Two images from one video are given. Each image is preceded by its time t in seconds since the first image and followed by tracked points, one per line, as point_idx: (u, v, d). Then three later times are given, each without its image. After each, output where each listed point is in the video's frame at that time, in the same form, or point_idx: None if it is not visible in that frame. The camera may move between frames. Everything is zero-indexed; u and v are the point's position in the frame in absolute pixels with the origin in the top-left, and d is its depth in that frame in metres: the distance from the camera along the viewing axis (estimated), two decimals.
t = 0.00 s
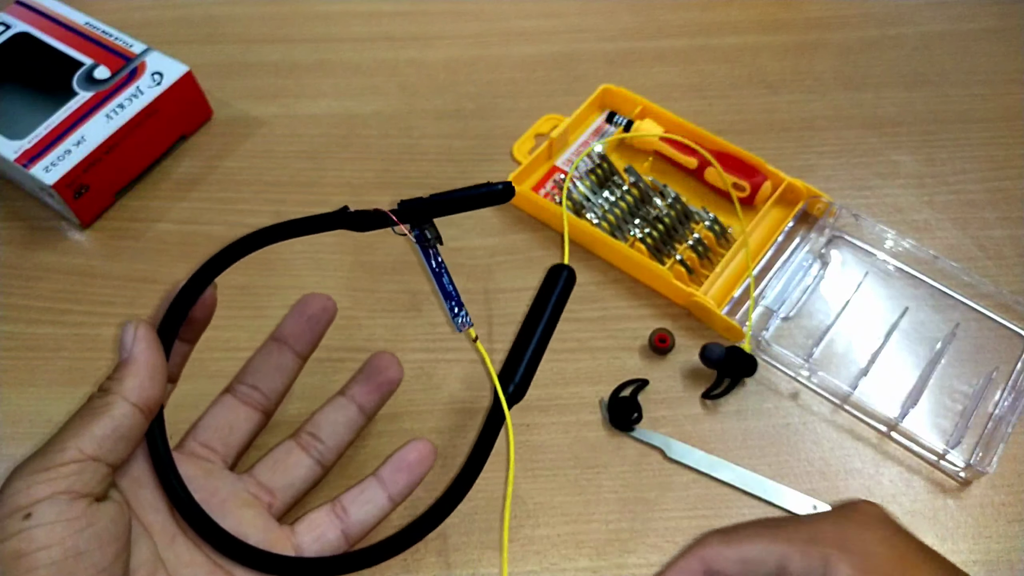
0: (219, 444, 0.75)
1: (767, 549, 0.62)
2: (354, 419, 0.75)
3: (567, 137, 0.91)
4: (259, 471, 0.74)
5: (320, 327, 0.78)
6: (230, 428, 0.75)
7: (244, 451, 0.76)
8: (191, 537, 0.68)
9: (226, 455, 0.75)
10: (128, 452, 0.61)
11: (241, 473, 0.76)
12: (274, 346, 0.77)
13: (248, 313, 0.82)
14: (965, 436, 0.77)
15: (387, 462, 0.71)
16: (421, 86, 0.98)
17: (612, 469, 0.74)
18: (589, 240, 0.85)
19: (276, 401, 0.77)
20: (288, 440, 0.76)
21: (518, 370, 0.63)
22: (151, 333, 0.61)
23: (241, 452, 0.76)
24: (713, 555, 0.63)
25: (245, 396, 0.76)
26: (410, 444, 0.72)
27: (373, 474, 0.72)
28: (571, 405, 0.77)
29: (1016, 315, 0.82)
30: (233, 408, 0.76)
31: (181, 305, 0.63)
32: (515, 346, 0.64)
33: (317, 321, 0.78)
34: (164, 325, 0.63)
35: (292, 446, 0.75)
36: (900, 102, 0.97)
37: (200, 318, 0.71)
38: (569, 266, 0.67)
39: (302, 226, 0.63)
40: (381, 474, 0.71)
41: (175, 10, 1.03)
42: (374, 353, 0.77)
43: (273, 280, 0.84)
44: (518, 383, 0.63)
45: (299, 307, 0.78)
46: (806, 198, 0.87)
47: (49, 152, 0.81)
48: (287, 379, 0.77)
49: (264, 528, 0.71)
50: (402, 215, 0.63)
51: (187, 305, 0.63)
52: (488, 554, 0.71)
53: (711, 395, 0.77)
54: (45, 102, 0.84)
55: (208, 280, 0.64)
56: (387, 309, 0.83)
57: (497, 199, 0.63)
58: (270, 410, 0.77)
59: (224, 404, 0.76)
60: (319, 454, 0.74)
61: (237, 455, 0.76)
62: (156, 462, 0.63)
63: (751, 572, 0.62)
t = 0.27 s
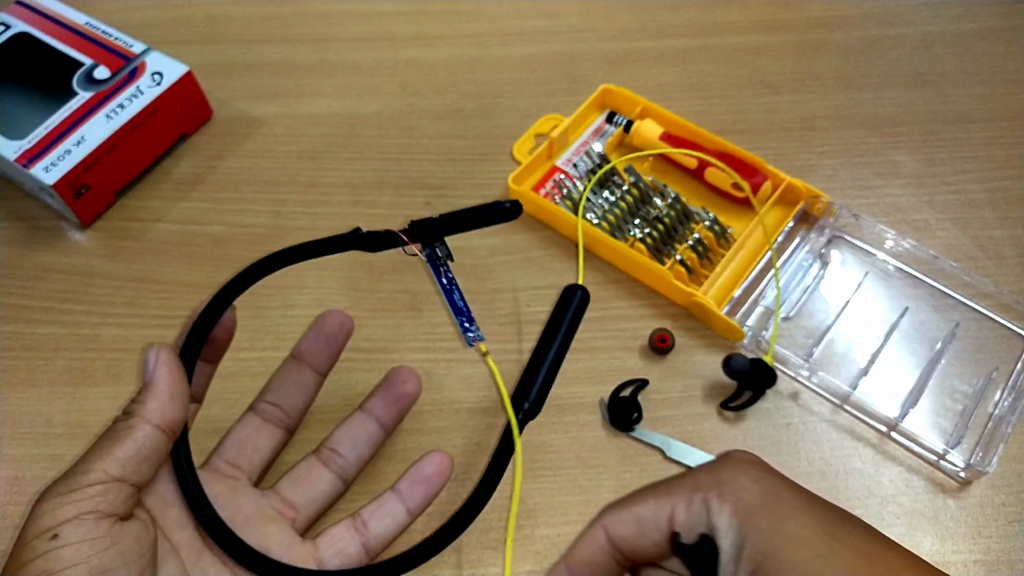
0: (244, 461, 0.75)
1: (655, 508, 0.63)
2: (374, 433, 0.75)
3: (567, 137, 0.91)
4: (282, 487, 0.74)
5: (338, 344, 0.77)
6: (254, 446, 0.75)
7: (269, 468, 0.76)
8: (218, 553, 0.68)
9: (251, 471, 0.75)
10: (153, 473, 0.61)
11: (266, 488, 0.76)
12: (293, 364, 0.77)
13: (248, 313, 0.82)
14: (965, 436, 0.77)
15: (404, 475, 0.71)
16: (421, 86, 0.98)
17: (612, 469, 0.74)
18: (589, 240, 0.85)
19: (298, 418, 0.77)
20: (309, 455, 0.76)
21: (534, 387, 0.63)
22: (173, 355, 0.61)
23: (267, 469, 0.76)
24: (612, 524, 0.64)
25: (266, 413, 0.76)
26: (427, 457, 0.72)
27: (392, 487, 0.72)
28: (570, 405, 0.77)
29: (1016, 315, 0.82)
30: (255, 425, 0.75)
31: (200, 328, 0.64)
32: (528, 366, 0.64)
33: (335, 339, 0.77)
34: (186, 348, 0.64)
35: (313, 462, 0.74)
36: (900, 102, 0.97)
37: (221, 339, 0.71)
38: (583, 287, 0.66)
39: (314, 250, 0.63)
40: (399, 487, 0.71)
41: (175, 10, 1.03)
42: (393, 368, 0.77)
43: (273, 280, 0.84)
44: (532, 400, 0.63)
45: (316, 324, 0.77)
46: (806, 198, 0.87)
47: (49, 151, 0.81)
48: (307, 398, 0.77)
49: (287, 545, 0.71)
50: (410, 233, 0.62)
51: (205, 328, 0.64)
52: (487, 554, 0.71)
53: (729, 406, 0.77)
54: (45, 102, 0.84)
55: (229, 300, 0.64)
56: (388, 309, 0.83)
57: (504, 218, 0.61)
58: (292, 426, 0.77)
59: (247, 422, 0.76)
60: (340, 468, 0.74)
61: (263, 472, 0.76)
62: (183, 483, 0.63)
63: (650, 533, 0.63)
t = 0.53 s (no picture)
0: (243, 463, 0.75)
1: (586, 511, 0.64)
2: (371, 433, 0.75)
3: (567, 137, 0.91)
4: (281, 488, 0.74)
5: (335, 348, 0.78)
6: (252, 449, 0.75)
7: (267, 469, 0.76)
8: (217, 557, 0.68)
9: (250, 474, 0.75)
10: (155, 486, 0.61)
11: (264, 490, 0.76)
12: (290, 368, 0.77)
13: (248, 313, 0.82)
14: (965, 436, 0.77)
15: (404, 483, 0.71)
16: (420, 86, 0.98)
17: (612, 469, 0.74)
18: (589, 240, 0.85)
19: (296, 420, 0.77)
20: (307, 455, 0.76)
21: (524, 390, 0.60)
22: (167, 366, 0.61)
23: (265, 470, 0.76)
24: (544, 531, 0.65)
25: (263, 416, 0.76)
26: (426, 463, 0.72)
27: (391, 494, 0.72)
28: (570, 405, 0.77)
29: (1016, 314, 0.82)
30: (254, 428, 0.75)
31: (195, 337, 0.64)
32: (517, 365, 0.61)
33: (332, 343, 0.77)
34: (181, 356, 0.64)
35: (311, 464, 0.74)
36: (900, 102, 0.97)
37: (216, 346, 0.71)
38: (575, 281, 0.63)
39: (309, 254, 0.62)
40: (399, 495, 0.71)
41: (175, 9, 1.03)
42: (389, 369, 0.77)
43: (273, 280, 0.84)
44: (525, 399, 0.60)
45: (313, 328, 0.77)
46: (806, 198, 0.87)
47: (49, 152, 0.81)
48: (304, 402, 0.77)
49: (289, 547, 0.70)
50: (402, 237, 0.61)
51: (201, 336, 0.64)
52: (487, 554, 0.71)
53: (735, 411, 0.77)
54: (45, 102, 0.84)
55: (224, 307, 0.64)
56: (387, 309, 0.83)
57: (494, 220, 0.59)
58: (290, 429, 0.77)
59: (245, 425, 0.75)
60: (338, 468, 0.74)
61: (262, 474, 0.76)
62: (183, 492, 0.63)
63: (583, 537, 0.64)
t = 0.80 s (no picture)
0: (229, 472, 0.75)
1: (643, 492, 0.64)
2: (354, 429, 0.75)
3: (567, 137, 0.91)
4: (270, 494, 0.74)
5: (316, 348, 0.77)
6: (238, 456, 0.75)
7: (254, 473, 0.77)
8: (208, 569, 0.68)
9: (238, 481, 0.75)
10: (145, 508, 0.60)
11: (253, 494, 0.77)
12: (271, 369, 0.77)
13: (248, 314, 0.82)
14: (965, 436, 0.77)
15: (389, 483, 0.71)
16: (420, 86, 0.97)
17: (612, 469, 0.74)
18: (589, 241, 0.85)
19: (280, 421, 0.77)
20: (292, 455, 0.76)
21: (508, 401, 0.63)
22: (148, 386, 0.59)
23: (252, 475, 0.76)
24: (594, 507, 0.65)
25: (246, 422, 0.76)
26: (410, 462, 0.71)
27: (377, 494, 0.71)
28: (570, 406, 0.77)
29: (1016, 315, 0.82)
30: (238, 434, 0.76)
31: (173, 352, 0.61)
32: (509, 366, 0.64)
33: (313, 343, 0.77)
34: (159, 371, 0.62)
35: (298, 466, 0.75)
36: (900, 102, 0.97)
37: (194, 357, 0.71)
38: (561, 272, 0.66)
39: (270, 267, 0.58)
40: (385, 496, 0.70)
41: (175, 10, 1.03)
42: (367, 364, 0.77)
43: (273, 280, 0.84)
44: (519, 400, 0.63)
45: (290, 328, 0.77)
46: (806, 198, 0.87)
47: (49, 152, 0.81)
48: (287, 402, 0.77)
49: (280, 555, 0.71)
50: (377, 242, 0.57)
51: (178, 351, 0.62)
52: (487, 555, 0.71)
53: (735, 411, 0.76)
54: (45, 102, 0.84)
55: (201, 315, 0.61)
56: (387, 309, 0.83)
57: (473, 219, 0.54)
58: (274, 430, 0.77)
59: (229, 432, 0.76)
60: (325, 468, 0.74)
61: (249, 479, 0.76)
62: (173, 509, 0.62)
63: (638, 517, 0.64)
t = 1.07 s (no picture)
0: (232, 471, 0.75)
1: (718, 439, 0.59)
2: (359, 431, 0.75)
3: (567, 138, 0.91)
4: (273, 495, 0.74)
5: (317, 345, 0.78)
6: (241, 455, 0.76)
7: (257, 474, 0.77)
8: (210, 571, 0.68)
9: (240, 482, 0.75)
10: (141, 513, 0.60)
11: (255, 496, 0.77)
12: (274, 367, 0.77)
13: (248, 314, 0.82)
14: (965, 437, 0.77)
15: (391, 484, 0.71)
16: (420, 87, 0.97)
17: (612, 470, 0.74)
18: (589, 241, 0.85)
19: (284, 422, 0.78)
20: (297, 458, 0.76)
21: (510, 392, 0.59)
22: (140, 387, 0.59)
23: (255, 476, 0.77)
24: (652, 449, 0.60)
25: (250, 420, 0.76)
26: (413, 462, 0.71)
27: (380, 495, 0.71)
28: (570, 406, 0.77)
29: (1016, 315, 0.82)
30: (241, 433, 0.76)
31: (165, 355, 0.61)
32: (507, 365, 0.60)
33: (313, 340, 0.77)
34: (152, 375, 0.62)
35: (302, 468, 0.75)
36: (899, 102, 0.97)
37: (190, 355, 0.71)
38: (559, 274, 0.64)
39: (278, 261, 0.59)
40: (387, 496, 0.70)
41: (175, 10, 1.03)
42: (373, 363, 0.77)
43: (273, 280, 0.84)
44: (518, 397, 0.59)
45: (294, 327, 0.77)
46: (806, 198, 0.87)
47: (49, 152, 0.81)
48: (291, 400, 0.77)
49: (282, 557, 0.71)
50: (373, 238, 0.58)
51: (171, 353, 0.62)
52: (486, 555, 0.70)
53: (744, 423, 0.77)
54: (45, 102, 0.84)
55: (197, 316, 0.62)
56: (387, 310, 0.83)
57: (473, 215, 0.58)
58: (279, 430, 0.78)
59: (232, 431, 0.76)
60: (328, 469, 0.74)
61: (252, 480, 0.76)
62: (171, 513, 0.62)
63: (706, 463, 0.60)
